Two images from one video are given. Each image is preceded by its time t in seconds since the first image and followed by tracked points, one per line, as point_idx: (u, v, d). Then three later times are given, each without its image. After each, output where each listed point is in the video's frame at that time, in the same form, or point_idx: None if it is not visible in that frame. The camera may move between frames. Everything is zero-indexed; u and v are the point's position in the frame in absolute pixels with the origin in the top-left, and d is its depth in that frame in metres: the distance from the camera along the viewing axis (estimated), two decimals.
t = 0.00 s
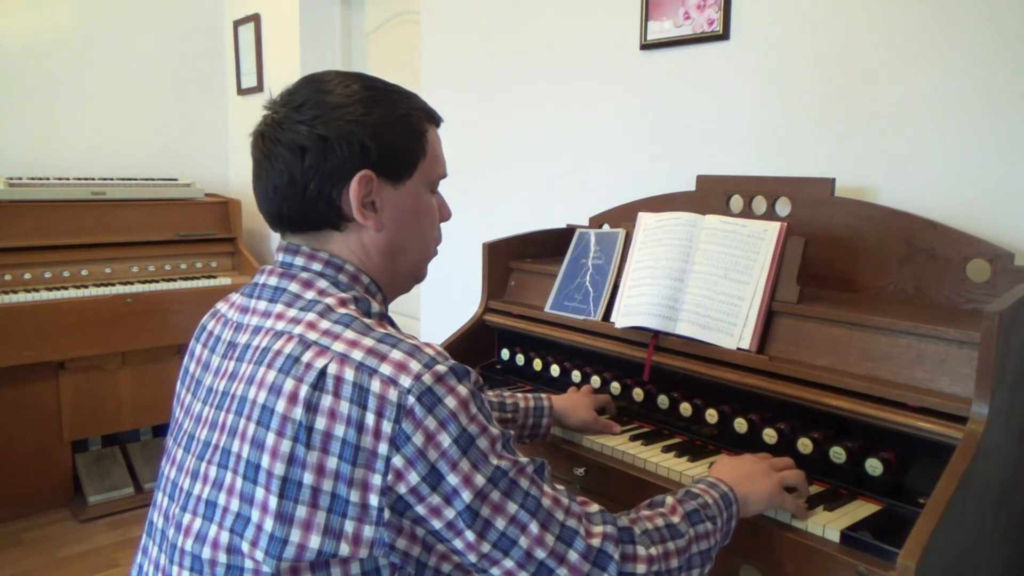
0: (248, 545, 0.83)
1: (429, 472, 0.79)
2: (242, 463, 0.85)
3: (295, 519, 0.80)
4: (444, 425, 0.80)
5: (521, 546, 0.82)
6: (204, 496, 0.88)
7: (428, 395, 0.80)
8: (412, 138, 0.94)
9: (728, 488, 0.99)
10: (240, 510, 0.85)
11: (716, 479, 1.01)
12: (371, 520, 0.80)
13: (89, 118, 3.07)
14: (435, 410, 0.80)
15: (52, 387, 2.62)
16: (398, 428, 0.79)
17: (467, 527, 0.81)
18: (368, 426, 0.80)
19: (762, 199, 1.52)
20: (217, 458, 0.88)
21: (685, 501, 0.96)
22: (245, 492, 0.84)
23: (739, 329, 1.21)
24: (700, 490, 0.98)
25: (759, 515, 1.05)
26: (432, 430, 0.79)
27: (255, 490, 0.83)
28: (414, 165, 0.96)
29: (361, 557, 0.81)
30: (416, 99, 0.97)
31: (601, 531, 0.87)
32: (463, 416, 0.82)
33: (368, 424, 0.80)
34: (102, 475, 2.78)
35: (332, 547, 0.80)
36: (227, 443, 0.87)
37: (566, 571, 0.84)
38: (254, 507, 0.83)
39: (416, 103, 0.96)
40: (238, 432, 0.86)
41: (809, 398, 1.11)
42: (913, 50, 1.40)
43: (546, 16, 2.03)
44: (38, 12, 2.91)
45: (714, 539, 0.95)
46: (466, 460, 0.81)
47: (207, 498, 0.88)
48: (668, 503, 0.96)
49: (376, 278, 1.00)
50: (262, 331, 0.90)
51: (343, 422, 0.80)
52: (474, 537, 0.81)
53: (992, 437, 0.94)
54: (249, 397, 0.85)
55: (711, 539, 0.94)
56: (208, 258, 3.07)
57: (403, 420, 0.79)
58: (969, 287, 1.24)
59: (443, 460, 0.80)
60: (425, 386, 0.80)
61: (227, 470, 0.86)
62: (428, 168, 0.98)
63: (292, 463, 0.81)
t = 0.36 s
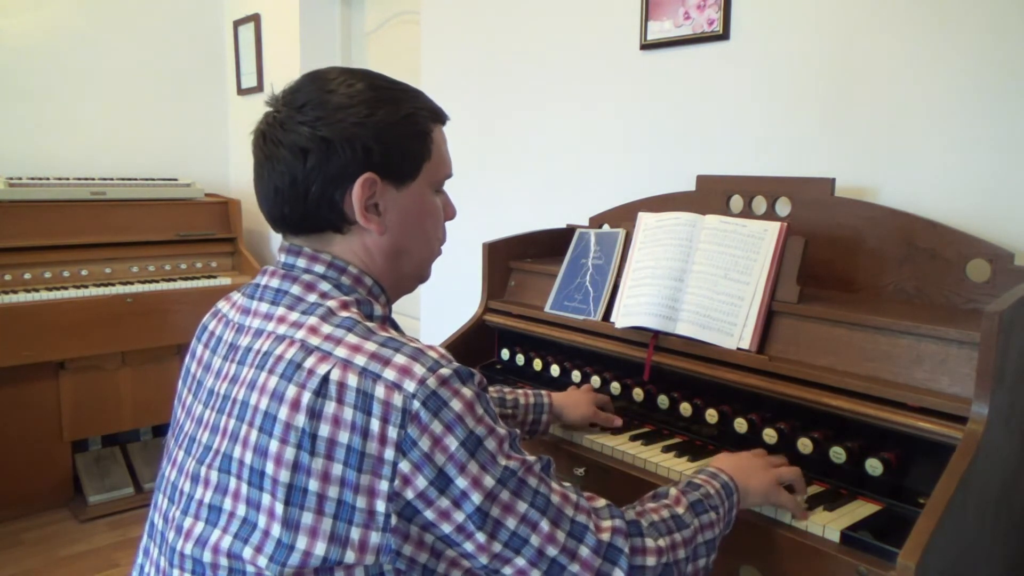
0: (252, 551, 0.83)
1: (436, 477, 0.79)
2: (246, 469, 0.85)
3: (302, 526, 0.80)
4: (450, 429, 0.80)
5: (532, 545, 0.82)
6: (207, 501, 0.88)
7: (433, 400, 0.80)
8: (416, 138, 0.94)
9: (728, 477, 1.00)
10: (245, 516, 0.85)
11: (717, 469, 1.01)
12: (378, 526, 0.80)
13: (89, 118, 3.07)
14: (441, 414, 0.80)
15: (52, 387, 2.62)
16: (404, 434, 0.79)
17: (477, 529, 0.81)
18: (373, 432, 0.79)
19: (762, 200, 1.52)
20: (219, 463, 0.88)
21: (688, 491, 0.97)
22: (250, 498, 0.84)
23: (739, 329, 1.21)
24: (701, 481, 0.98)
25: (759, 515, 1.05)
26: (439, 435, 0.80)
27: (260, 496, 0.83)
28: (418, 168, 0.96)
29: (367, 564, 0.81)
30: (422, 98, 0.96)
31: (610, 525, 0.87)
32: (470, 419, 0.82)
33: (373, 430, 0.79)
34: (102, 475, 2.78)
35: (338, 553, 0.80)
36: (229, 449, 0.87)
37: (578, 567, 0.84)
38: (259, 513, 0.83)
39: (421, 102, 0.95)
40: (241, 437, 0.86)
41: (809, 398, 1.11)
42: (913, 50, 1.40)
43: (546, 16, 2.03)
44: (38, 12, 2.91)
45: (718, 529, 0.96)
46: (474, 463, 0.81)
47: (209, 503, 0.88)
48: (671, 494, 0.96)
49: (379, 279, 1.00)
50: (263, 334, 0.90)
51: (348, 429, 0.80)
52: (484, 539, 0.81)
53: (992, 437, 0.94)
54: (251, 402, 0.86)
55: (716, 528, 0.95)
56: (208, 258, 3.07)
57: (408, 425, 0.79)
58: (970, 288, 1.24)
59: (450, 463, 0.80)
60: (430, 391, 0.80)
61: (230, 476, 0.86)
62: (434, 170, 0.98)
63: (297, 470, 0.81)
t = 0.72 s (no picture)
0: (243, 554, 0.83)
1: (428, 473, 0.80)
2: (234, 472, 0.85)
3: (293, 527, 0.80)
4: (440, 426, 0.80)
5: (526, 538, 0.83)
6: (197, 506, 0.88)
7: (422, 397, 0.80)
8: (387, 130, 0.94)
9: (728, 472, 1.01)
10: (234, 519, 0.85)
11: (716, 464, 1.02)
12: (370, 524, 0.80)
13: (88, 118, 3.07)
14: (430, 411, 0.80)
15: (52, 387, 2.62)
16: (393, 432, 0.79)
17: (471, 524, 0.81)
18: (362, 431, 0.79)
19: (762, 199, 1.52)
20: (207, 467, 0.87)
21: (686, 484, 0.97)
22: (238, 501, 0.84)
23: (739, 330, 1.21)
24: (699, 475, 0.99)
25: (758, 515, 1.05)
26: (428, 432, 0.80)
27: (249, 498, 0.83)
28: (391, 160, 0.96)
29: (360, 563, 0.81)
30: (388, 89, 0.95)
31: (605, 514, 0.88)
32: (460, 414, 0.82)
33: (362, 429, 0.79)
34: (102, 475, 2.77)
35: (330, 554, 0.80)
36: (217, 452, 0.86)
37: (574, 557, 0.84)
38: (249, 515, 0.83)
39: (388, 93, 0.95)
40: (229, 440, 0.85)
41: (809, 398, 1.11)
42: (912, 50, 1.40)
43: (546, 16, 2.03)
44: (38, 12, 2.91)
45: (718, 521, 0.96)
46: (466, 458, 0.81)
47: (199, 508, 0.87)
48: (669, 486, 0.97)
49: (364, 275, 1.00)
50: (250, 336, 0.90)
51: (336, 428, 0.80)
52: (479, 534, 0.81)
53: (991, 437, 0.94)
54: (238, 404, 0.85)
55: (715, 520, 0.95)
56: (208, 258, 3.07)
57: (398, 423, 0.79)
58: (969, 287, 1.24)
59: (441, 459, 0.80)
60: (418, 388, 0.80)
61: (219, 479, 0.86)
62: (407, 161, 0.98)
63: (287, 471, 0.81)
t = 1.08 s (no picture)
0: (239, 545, 0.83)
1: (420, 459, 0.80)
2: (229, 463, 0.85)
3: (288, 515, 0.80)
4: (430, 412, 0.80)
5: (520, 521, 0.83)
6: (193, 499, 0.87)
7: (412, 383, 0.80)
8: (378, 128, 0.95)
9: (724, 468, 1.01)
10: (229, 510, 0.85)
11: (713, 462, 1.03)
12: (364, 511, 0.80)
13: (88, 118, 3.07)
14: (420, 397, 0.80)
15: (53, 387, 2.63)
16: (384, 419, 0.79)
17: (465, 508, 0.81)
18: (354, 419, 0.80)
19: (762, 199, 1.52)
20: (203, 460, 0.87)
21: (681, 477, 0.98)
22: (233, 492, 0.84)
23: (739, 329, 1.21)
24: (696, 471, 1.00)
25: (758, 515, 1.05)
26: (419, 418, 0.80)
27: (244, 489, 0.83)
28: (381, 156, 0.96)
29: (354, 550, 0.81)
30: (376, 91, 0.97)
31: (596, 497, 0.88)
32: (450, 400, 0.82)
33: (354, 417, 0.80)
34: (102, 475, 2.77)
35: (325, 541, 0.80)
36: (212, 445, 0.86)
37: (567, 540, 0.84)
38: (243, 506, 0.83)
39: (376, 94, 0.96)
40: (224, 432, 0.85)
41: (809, 398, 1.11)
42: (912, 50, 1.40)
43: (546, 15, 2.03)
44: (37, 12, 2.91)
45: (714, 513, 0.96)
46: (457, 442, 0.81)
47: (195, 502, 0.87)
48: (663, 477, 0.97)
49: (357, 272, 1.00)
50: (243, 332, 0.90)
51: (329, 416, 0.80)
52: (473, 518, 0.81)
53: (991, 436, 0.94)
54: (232, 397, 0.85)
55: (711, 511, 0.96)
56: (208, 258, 3.07)
57: (389, 409, 0.79)
58: (969, 287, 1.24)
59: (433, 445, 0.80)
60: (408, 375, 0.80)
61: (214, 471, 0.86)
62: (396, 157, 0.98)
63: (280, 460, 0.81)
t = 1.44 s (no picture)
0: (250, 530, 0.82)
1: (428, 437, 0.80)
2: (235, 451, 0.84)
3: (299, 496, 0.80)
4: (436, 391, 0.81)
5: (530, 489, 0.83)
6: (197, 491, 0.86)
7: (417, 364, 0.81)
8: (379, 130, 0.96)
9: (727, 426, 1.02)
10: (235, 498, 0.83)
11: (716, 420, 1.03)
12: (374, 490, 0.81)
13: (88, 118, 3.07)
14: (426, 377, 0.81)
15: (53, 387, 2.63)
16: (391, 400, 0.80)
17: (474, 481, 0.81)
18: (361, 401, 0.80)
19: (763, 199, 1.52)
20: (208, 451, 0.86)
21: (685, 434, 0.99)
22: (239, 479, 0.83)
23: (739, 329, 1.21)
24: (700, 429, 1.00)
25: (758, 514, 1.05)
26: (426, 397, 0.80)
27: (251, 475, 0.82)
28: (381, 156, 0.97)
29: (367, 528, 0.82)
30: (376, 96, 0.98)
31: (601, 457, 0.88)
32: (454, 378, 0.83)
33: (362, 399, 0.80)
34: (102, 475, 2.77)
35: (337, 520, 0.81)
36: (218, 435, 0.85)
37: (575, 501, 0.85)
38: (251, 492, 0.82)
39: (376, 99, 0.97)
40: (229, 422, 0.85)
41: (808, 398, 1.11)
42: (912, 50, 1.40)
43: (546, 16, 2.03)
44: (37, 12, 2.91)
45: (717, 469, 0.96)
46: (464, 417, 0.81)
47: (199, 492, 0.86)
48: (667, 436, 0.98)
49: (355, 269, 0.99)
50: (246, 326, 0.90)
51: (336, 400, 0.80)
52: (483, 490, 0.81)
53: (991, 436, 0.94)
54: (237, 386, 0.85)
55: (714, 466, 0.96)
56: (208, 258, 3.07)
57: (395, 391, 0.80)
58: (969, 287, 1.24)
59: (440, 422, 0.80)
60: (413, 356, 0.81)
61: (219, 461, 0.85)
62: (396, 158, 0.99)
63: (288, 445, 0.81)
